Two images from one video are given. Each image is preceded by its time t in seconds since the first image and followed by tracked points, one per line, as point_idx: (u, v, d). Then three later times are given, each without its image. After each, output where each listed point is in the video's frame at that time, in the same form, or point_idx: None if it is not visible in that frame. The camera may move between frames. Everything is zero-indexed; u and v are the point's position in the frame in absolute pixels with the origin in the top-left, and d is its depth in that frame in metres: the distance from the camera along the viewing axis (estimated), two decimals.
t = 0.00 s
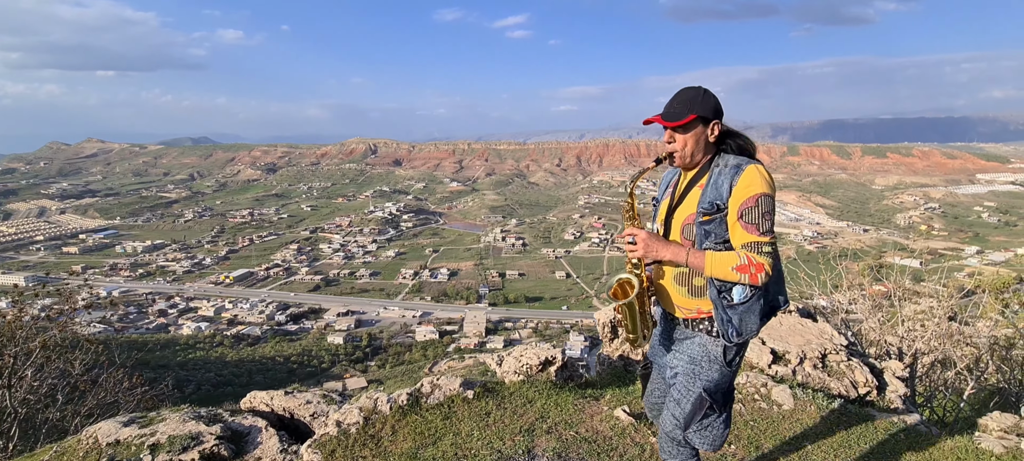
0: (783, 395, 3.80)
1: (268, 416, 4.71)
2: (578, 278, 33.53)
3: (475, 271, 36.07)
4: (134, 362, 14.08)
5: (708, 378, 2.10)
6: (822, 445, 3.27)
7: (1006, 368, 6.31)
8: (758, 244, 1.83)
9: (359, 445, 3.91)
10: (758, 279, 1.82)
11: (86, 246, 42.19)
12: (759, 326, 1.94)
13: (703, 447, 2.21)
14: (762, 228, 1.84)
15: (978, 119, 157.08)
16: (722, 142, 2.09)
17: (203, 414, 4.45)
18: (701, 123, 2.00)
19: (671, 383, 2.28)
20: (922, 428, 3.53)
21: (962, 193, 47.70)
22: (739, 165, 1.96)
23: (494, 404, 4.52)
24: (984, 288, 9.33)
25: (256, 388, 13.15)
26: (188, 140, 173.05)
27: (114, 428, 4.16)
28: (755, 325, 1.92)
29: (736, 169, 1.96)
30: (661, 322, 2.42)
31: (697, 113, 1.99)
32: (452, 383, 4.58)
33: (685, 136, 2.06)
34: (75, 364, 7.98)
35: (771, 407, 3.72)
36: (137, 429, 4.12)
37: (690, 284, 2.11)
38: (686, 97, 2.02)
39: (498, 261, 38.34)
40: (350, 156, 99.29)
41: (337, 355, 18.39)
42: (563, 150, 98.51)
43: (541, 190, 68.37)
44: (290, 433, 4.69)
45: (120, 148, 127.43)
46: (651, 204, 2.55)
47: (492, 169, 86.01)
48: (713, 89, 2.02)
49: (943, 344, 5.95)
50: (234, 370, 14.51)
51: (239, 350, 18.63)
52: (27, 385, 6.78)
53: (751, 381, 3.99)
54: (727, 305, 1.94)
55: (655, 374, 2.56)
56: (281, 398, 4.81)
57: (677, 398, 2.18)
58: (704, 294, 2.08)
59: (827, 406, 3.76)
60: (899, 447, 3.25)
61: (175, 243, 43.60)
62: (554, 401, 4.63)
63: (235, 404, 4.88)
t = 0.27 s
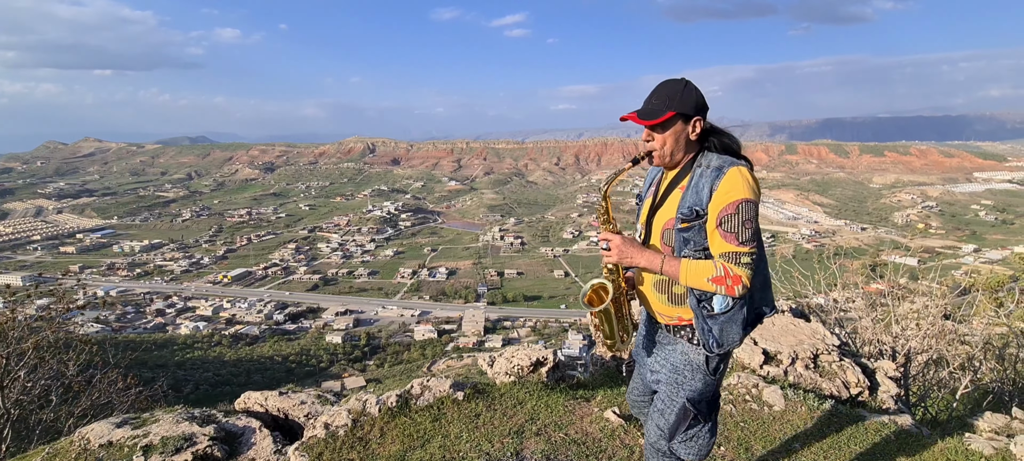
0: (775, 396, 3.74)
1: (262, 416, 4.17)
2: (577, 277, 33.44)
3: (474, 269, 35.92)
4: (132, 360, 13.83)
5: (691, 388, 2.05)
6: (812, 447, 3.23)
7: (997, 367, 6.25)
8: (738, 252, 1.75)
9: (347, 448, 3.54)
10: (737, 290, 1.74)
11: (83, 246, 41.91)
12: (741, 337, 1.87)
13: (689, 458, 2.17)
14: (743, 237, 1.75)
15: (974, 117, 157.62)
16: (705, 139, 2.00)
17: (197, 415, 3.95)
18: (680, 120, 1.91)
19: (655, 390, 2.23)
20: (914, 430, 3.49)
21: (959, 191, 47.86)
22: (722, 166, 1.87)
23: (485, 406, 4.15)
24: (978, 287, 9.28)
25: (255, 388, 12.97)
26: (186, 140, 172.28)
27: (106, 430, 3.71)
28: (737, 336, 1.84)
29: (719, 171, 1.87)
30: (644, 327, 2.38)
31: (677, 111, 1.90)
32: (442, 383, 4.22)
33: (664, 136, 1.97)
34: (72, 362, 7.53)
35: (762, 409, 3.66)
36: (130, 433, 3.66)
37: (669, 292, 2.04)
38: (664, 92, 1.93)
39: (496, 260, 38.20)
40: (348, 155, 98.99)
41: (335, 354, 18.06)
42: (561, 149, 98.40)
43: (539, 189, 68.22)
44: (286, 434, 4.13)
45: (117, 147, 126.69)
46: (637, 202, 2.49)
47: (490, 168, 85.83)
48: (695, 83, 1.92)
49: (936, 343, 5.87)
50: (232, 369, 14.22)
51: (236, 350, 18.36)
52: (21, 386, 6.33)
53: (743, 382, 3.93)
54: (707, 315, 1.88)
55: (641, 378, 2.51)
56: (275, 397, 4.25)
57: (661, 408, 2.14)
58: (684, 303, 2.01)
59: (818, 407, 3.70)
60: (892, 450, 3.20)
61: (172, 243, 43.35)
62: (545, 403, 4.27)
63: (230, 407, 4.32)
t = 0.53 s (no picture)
0: (763, 396, 3.73)
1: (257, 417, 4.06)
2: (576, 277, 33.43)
3: (473, 269, 35.84)
4: (129, 361, 13.71)
5: (665, 388, 2.06)
6: (799, 448, 3.22)
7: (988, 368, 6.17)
8: (709, 269, 1.74)
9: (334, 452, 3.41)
10: (706, 305, 1.75)
11: (82, 246, 41.77)
12: (714, 347, 1.89)
13: (662, 457, 2.20)
14: (713, 253, 1.73)
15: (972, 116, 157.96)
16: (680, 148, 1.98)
17: (190, 416, 3.78)
18: (651, 135, 1.90)
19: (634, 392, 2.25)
20: (900, 430, 3.49)
21: (957, 191, 47.96)
22: (692, 181, 1.85)
23: (475, 408, 3.97)
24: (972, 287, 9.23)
25: (254, 388, 12.91)
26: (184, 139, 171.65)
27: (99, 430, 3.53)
28: (710, 347, 1.86)
29: (688, 186, 1.85)
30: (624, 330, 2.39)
31: (649, 124, 1.89)
32: (431, 386, 4.07)
33: (637, 150, 1.96)
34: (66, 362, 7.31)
35: (751, 410, 3.65)
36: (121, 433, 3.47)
37: (645, 302, 2.03)
38: (635, 110, 1.92)
39: (495, 260, 38.12)
40: (347, 154, 98.74)
41: (334, 354, 17.94)
42: (560, 148, 98.29)
43: (538, 188, 68.14)
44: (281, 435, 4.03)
45: (115, 147, 126.17)
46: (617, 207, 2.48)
47: (489, 167, 85.73)
48: (667, 97, 1.89)
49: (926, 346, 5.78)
50: (231, 369, 14.14)
51: (235, 350, 18.27)
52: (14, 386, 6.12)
53: (732, 383, 3.92)
54: (683, 324, 1.87)
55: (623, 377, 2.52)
56: (270, 398, 4.14)
57: (637, 409, 2.17)
58: (659, 312, 2.01)
59: (805, 408, 3.69)
60: (874, 451, 3.22)
61: (171, 242, 43.21)
62: (535, 406, 4.11)
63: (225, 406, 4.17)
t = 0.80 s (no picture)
0: (748, 397, 3.51)
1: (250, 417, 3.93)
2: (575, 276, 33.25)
3: (472, 268, 35.62)
4: (127, 360, 13.53)
5: (639, 379, 1.95)
6: (780, 448, 2.98)
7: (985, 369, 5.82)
8: (674, 276, 1.67)
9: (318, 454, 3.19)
10: (673, 309, 1.69)
11: (80, 245, 41.47)
12: (687, 347, 1.81)
13: (634, 448, 2.07)
14: (677, 259, 1.67)
15: (970, 115, 158.05)
16: (649, 163, 1.89)
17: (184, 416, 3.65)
18: (621, 150, 1.82)
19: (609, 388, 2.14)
20: (884, 429, 3.23)
21: (956, 189, 47.93)
22: (657, 192, 1.78)
23: (462, 409, 3.66)
24: (971, 286, 8.98)
25: (253, 387, 12.76)
26: (183, 138, 171.03)
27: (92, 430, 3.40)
28: (680, 347, 1.78)
29: (656, 196, 1.77)
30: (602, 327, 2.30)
31: (617, 141, 1.81)
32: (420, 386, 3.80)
33: (607, 165, 1.88)
34: (61, 363, 7.14)
35: (735, 411, 3.43)
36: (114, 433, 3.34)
37: (618, 304, 1.94)
38: (602, 130, 1.84)
39: (494, 259, 37.91)
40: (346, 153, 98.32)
41: (332, 353, 17.80)
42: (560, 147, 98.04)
43: (537, 187, 67.89)
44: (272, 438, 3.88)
45: (114, 146, 125.56)
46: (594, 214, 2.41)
47: (489, 166, 85.46)
48: (635, 113, 1.82)
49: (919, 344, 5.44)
50: (229, 369, 13.99)
51: (233, 350, 18.06)
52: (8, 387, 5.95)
53: (718, 384, 3.71)
54: (654, 326, 1.80)
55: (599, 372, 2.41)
56: (264, 398, 4.04)
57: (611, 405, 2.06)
58: (634, 314, 1.92)
59: (791, 410, 3.43)
60: (857, 447, 3.01)
61: (169, 242, 43.03)
62: (523, 406, 3.76)
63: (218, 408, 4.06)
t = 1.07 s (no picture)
0: (733, 398, 3.32)
1: (243, 417, 3.88)
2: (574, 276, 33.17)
3: (472, 268, 35.51)
4: (126, 360, 13.43)
5: (620, 369, 1.88)
6: (764, 448, 2.86)
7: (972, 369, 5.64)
8: (649, 268, 1.64)
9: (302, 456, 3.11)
10: (651, 299, 1.65)
11: (78, 245, 41.32)
12: (664, 338, 1.76)
13: (615, 436, 2.00)
14: (652, 252, 1.64)
15: (969, 115, 158.21)
16: (630, 165, 1.87)
17: (176, 417, 3.59)
18: (602, 153, 1.80)
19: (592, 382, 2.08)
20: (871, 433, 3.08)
21: (954, 189, 47.90)
22: (636, 191, 1.76)
23: (447, 411, 3.55)
24: (966, 285, 8.82)
25: (251, 387, 12.71)
26: (182, 138, 170.48)
27: (83, 431, 3.33)
28: (659, 336, 1.73)
29: (633, 195, 1.75)
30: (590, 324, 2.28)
31: (598, 145, 1.79)
32: (404, 388, 3.65)
33: (590, 167, 1.86)
34: (54, 362, 7.05)
35: (720, 412, 3.25)
36: (109, 433, 3.29)
37: (600, 298, 1.91)
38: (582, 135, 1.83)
39: (494, 258, 37.78)
40: (345, 153, 98.19)
41: (332, 353, 17.75)
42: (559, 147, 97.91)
43: (537, 187, 67.83)
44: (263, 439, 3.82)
45: (113, 146, 125.07)
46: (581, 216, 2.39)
47: (488, 166, 85.30)
48: (615, 120, 1.81)
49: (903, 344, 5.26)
50: (227, 369, 13.92)
51: (232, 350, 18.00)
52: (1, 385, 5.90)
53: (703, 385, 3.48)
54: (633, 316, 1.75)
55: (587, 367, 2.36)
56: (257, 398, 3.93)
57: (593, 395, 2.00)
58: (616, 306, 1.86)
59: (777, 412, 3.25)
60: (839, 447, 2.88)
61: (168, 241, 42.90)
62: (508, 408, 3.65)
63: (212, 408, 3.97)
